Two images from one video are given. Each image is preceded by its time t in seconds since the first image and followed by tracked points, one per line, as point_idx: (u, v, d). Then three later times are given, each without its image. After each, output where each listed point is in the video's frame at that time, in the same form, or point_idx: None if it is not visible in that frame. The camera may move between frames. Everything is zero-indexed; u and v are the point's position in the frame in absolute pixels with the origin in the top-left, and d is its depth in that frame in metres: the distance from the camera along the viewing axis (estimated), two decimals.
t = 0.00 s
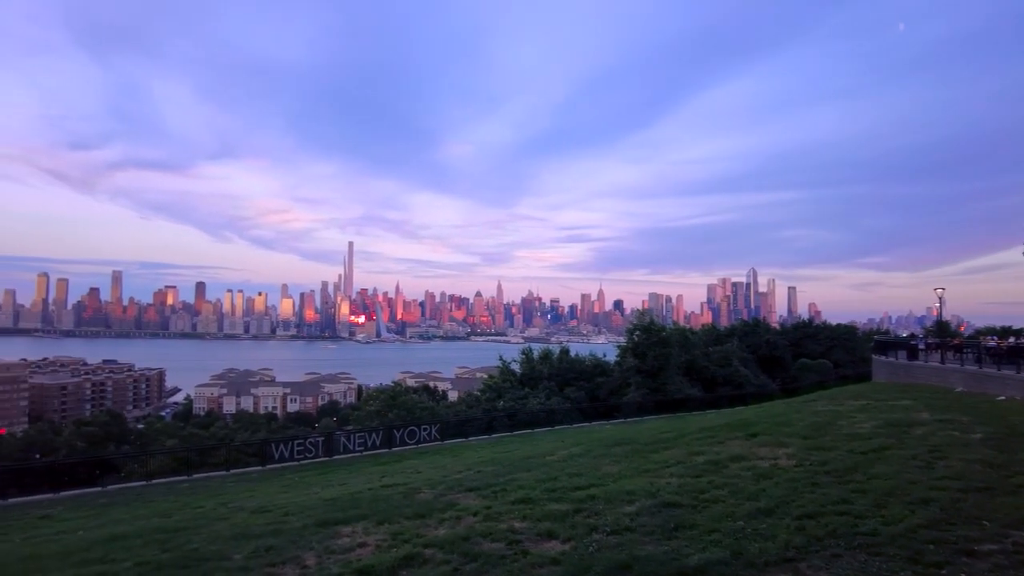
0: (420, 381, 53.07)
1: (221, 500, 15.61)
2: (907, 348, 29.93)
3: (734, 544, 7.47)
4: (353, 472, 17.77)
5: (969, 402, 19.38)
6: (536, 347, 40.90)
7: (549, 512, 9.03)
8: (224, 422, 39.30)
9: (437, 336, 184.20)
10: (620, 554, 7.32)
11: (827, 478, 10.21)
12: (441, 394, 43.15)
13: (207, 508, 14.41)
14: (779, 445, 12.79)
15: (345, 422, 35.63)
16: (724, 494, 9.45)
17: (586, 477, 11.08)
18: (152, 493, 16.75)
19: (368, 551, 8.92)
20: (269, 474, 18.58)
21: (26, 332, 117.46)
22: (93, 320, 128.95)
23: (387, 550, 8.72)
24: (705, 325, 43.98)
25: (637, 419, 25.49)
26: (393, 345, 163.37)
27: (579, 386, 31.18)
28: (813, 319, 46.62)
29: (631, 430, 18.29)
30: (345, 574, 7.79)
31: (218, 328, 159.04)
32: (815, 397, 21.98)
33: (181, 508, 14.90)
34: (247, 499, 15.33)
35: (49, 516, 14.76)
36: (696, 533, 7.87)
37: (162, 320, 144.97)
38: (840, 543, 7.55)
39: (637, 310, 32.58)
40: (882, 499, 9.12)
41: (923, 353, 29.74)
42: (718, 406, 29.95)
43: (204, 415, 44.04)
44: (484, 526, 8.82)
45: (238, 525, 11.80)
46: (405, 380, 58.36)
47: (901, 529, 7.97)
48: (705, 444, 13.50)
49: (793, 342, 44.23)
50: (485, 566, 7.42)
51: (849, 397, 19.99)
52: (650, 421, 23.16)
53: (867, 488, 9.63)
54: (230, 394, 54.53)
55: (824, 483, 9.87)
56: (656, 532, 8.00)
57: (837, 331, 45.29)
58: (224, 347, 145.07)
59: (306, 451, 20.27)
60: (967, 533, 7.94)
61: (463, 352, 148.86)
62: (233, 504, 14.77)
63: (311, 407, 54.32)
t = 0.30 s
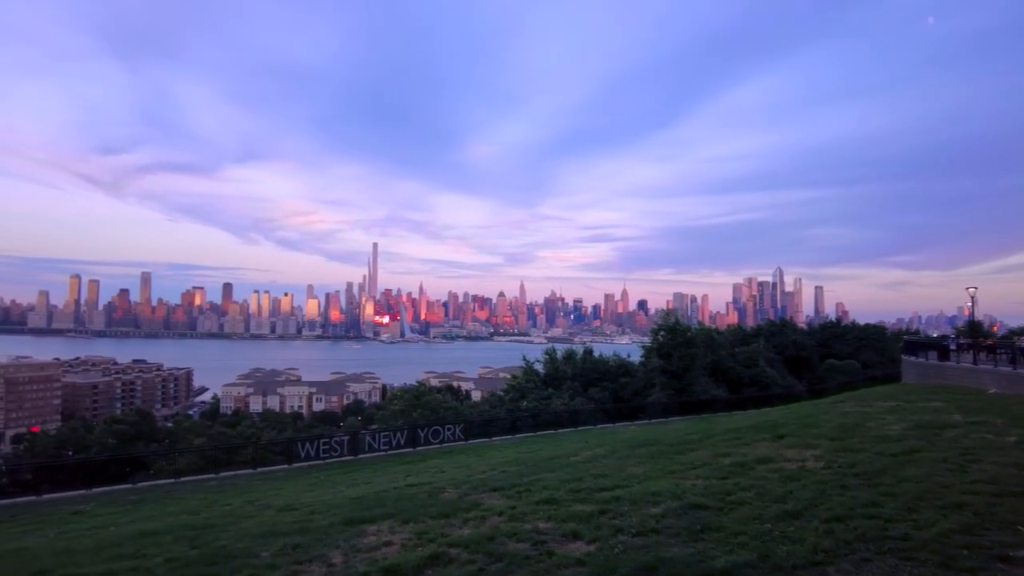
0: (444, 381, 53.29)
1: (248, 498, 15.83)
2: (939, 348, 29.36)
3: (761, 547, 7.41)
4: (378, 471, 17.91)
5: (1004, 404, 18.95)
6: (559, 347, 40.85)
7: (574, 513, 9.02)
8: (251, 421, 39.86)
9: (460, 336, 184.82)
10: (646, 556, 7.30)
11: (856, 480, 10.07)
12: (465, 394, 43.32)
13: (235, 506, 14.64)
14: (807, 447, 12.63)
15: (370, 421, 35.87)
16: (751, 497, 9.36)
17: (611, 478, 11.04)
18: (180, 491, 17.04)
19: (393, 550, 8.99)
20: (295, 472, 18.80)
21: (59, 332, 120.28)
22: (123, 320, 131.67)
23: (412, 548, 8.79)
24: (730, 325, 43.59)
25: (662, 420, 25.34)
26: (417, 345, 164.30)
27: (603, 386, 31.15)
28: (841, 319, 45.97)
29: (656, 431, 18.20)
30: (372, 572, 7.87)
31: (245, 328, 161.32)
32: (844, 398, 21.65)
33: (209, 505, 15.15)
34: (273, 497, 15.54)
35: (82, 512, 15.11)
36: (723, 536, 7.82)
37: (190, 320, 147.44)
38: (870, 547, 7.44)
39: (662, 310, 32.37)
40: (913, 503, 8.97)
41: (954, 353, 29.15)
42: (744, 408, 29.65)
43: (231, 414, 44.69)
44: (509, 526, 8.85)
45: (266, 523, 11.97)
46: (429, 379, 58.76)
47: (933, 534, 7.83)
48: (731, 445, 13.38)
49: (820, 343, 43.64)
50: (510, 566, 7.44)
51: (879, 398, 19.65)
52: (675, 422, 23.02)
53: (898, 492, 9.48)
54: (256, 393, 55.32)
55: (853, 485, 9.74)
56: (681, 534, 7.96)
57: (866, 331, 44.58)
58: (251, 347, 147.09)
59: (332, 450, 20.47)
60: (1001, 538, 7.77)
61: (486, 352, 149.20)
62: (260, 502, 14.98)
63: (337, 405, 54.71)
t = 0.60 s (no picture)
0: (466, 381, 53.46)
1: (274, 496, 16.03)
2: (970, 349, 28.80)
3: (788, 550, 7.33)
4: (401, 471, 18.02)
5: None
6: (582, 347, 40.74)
7: (598, 514, 9.00)
8: (276, 420, 40.34)
9: (483, 337, 185.25)
10: (671, 557, 7.25)
11: (885, 483, 9.92)
12: (488, 394, 43.43)
13: (260, 504, 14.82)
14: (834, 449, 12.46)
15: (393, 421, 36.08)
16: (777, 499, 9.26)
17: (635, 479, 10.99)
18: (207, 489, 17.31)
19: (417, 549, 9.04)
20: (320, 471, 18.99)
21: (89, 332, 122.92)
22: (152, 321, 134.15)
23: (436, 548, 8.82)
24: (756, 326, 43.14)
25: (686, 421, 25.15)
26: (440, 345, 165.00)
27: (626, 387, 31.03)
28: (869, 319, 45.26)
29: (680, 432, 18.08)
30: (396, 571, 7.92)
31: (270, 328, 163.38)
32: (873, 400, 21.28)
33: (235, 503, 15.35)
34: (298, 496, 15.72)
35: (111, 508, 15.41)
36: (749, 538, 7.75)
37: (217, 321, 149.82)
38: (900, 551, 7.32)
39: (686, 310, 32.11)
40: (944, 507, 8.80)
41: (986, 354, 28.56)
42: (770, 409, 29.32)
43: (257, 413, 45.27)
44: (533, 526, 8.85)
45: (291, 521, 12.12)
46: (451, 379, 59.11)
47: (965, 538, 7.67)
48: (757, 447, 13.23)
49: (847, 343, 43.04)
50: (534, 566, 7.45)
51: (909, 400, 19.28)
52: (700, 423, 22.82)
53: (929, 495, 9.31)
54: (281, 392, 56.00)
55: (882, 488, 9.58)
56: (707, 535, 7.90)
57: (894, 331, 43.86)
58: (275, 347, 148.87)
59: (356, 449, 20.64)
60: None
61: (508, 353, 149.37)
62: (286, 500, 15.17)
63: (360, 404, 55.11)
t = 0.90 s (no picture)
0: (487, 381, 53.60)
1: (297, 494, 16.22)
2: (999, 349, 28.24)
3: (813, 552, 7.25)
4: (423, 470, 18.12)
5: None
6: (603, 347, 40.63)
7: (620, 515, 8.97)
8: (299, 419, 40.72)
9: (504, 337, 185.44)
10: (694, 559, 7.22)
11: (913, 485, 9.76)
12: (509, 393, 43.50)
13: (284, 502, 15.00)
14: (859, 450, 12.30)
15: (414, 421, 36.27)
16: (801, 501, 9.16)
17: (657, 480, 10.94)
18: (231, 487, 17.54)
19: (439, 548, 9.09)
20: (342, 470, 19.16)
21: (117, 332, 125.26)
22: (177, 321, 136.38)
23: (459, 547, 8.87)
24: (780, 326, 42.70)
25: (709, 422, 24.97)
26: (461, 345, 165.51)
27: (648, 387, 30.87)
28: (895, 319, 44.57)
29: (703, 433, 17.97)
30: (418, 570, 7.96)
31: (293, 329, 165.17)
32: (899, 400, 20.95)
33: (259, 501, 15.54)
34: (321, 494, 15.88)
35: (139, 505, 15.69)
36: (773, 540, 7.69)
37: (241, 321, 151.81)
38: (928, 555, 7.20)
39: (709, 310, 31.83)
40: (974, 510, 8.64)
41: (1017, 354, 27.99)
42: (794, 410, 29.00)
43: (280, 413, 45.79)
44: (555, 527, 8.85)
45: (315, 519, 12.24)
46: (473, 378, 59.36)
47: (996, 542, 7.53)
48: (781, 448, 13.09)
49: (873, 343, 42.43)
50: (556, 567, 7.46)
51: (937, 401, 18.95)
52: (723, 424, 22.63)
53: (958, 498, 9.15)
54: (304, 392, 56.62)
55: (909, 491, 9.43)
56: (730, 537, 7.85)
57: (922, 331, 43.14)
58: (298, 347, 150.41)
59: (378, 448, 20.79)
60: None
61: (529, 353, 149.30)
62: (309, 499, 15.33)
63: (382, 403, 55.42)
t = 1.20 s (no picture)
0: (507, 381, 53.69)
1: (318, 493, 16.40)
2: None
3: (837, 555, 7.19)
4: (443, 469, 18.21)
5: None
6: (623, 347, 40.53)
7: (641, 516, 8.96)
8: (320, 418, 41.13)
9: (523, 337, 185.53)
10: (715, 561, 7.20)
11: (939, 488, 9.63)
12: (528, 393, 43.56)
13: (307, 501, 15.16)
14: (884, 452, 12.14)
15: (435, 420, 36.44)
16: (825, 503, 9.08)
17: (678, 482, 10.89)
18: (254, 485, 17.76)
19: (460, 548, 9.15)
20: (364, 469, 19.31)
21: (142, 332, 127.41)
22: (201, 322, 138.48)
23: (479, 547, 8.91)
24: (803, 326, 42.29)
25: (731, 423, 24.79)
26: (481, 345, 165.84)
27: (669, 388, 30.72)
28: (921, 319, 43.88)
29: (724, 434, 17.85)
30: (440, 569, 8.01)
31: (315, 329, 166.76)
32: (926, 401, 20.63)
33: (282, 500, 15.73)
34: (342, 493, 16.03)
35: (164, 503, 15.96)
36: (796, 542, 7.63)
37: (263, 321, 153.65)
38: (955, 559, 7.11)
39: (730, 310, 31.65)
40: (1002, 514, 8.50)
41: None
42: (817, 411, 28.70)
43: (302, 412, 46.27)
44: (575, 527, 8.86)
45: (337, 518, 12.37)
46: (493, 378, 59.52)
47: None
48: (804, 450, 12.97)
49: (898, 343, 41.83)
50: (577, 567, 7.47)
51: (965, 402, 18.64)
52: (744, 425, 22.47)
53: (986, 501, 9.01)
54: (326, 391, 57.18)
55: (935, 493, 9.30)
56: (752, 539, 7.81)
57: (948, 330, 42.43)
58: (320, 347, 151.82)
59: (399, 447, 20.92)
60: None
61: (549, 352, 149.26)
62: (330, 497, 15.48)
63: (403, 403, 55.71)
